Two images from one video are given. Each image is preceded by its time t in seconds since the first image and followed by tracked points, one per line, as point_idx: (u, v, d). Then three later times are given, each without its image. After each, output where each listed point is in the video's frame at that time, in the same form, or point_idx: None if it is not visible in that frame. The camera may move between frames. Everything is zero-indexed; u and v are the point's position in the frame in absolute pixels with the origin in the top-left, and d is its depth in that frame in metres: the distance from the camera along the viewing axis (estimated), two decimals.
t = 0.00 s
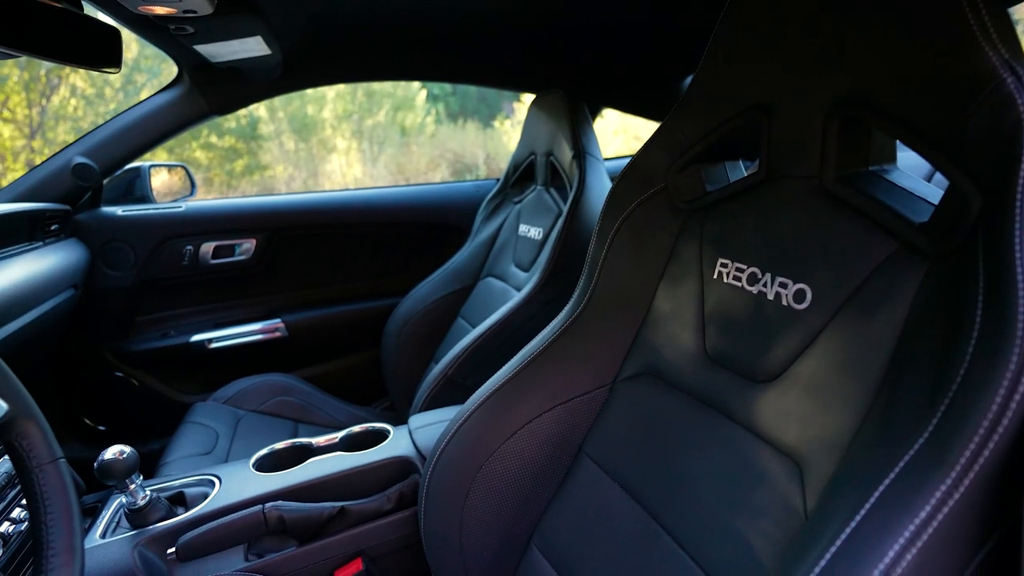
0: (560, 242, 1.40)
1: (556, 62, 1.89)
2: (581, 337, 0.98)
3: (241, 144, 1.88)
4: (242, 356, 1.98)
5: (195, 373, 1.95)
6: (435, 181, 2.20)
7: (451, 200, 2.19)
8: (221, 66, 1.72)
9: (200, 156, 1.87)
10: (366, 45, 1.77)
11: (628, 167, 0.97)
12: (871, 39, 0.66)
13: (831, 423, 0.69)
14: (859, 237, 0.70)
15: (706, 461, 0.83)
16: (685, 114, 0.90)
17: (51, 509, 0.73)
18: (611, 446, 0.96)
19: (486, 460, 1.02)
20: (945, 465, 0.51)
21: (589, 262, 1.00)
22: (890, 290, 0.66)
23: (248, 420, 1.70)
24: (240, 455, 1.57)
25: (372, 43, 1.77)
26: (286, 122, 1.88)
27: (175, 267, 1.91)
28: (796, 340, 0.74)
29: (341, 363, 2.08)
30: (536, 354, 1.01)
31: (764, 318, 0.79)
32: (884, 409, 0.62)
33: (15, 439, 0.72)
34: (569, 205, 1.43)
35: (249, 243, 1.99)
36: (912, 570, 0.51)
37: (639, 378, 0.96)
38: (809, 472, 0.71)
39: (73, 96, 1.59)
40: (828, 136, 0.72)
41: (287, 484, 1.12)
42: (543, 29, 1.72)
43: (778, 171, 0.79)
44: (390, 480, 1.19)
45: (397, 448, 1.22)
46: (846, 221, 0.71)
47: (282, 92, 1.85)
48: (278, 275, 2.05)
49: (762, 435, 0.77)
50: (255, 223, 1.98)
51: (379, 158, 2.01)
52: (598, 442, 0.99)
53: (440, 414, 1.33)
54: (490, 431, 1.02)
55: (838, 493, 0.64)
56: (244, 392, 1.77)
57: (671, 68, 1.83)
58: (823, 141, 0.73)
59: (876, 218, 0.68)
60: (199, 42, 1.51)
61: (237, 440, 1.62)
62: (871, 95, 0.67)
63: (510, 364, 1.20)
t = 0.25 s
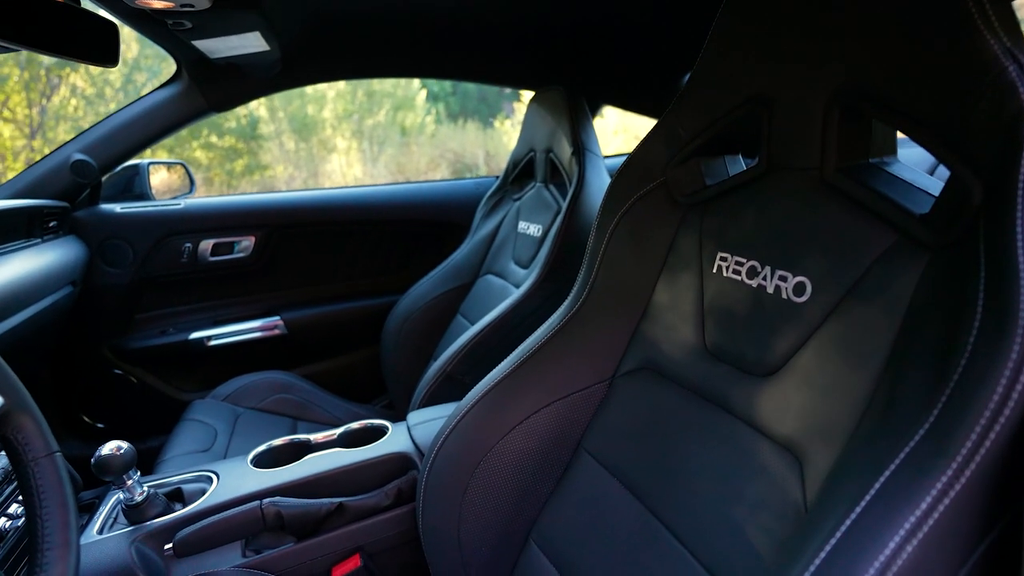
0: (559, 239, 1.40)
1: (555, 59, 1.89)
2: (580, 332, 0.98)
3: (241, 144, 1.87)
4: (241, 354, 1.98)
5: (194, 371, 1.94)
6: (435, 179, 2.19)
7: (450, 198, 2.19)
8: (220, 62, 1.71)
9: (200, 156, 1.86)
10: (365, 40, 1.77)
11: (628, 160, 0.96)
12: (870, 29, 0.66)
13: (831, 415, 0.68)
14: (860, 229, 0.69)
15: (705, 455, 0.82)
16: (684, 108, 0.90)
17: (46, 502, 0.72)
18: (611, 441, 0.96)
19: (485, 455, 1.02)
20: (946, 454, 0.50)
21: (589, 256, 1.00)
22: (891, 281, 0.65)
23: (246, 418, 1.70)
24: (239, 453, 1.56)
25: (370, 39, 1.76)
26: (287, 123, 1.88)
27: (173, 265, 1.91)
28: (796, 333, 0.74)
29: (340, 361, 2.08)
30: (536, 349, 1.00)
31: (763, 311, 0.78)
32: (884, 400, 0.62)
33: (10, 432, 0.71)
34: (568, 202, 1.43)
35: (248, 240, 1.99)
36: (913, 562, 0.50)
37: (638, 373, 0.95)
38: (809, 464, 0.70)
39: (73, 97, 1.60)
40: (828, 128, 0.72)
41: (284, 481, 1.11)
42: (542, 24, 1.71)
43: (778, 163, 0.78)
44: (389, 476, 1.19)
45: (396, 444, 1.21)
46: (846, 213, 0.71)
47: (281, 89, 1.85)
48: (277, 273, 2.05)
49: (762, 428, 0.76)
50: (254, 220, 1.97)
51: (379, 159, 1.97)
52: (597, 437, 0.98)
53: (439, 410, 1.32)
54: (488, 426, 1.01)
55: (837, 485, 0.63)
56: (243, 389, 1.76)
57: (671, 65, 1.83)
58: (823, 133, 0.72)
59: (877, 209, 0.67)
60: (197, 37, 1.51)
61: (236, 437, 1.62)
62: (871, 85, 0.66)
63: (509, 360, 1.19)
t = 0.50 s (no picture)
0: (558, 234, 1.40)
1: (555, 55, 1.89)
2: (579, 325, 0.98)
3: (242, 143, 1.87)
4: (240, 350, 1.98)
5: (192, 368, 1.94)
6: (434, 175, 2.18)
7: (450, 194, 2.19)
8: (218, 58, 1.72)
9: (200, 156, 1.87)
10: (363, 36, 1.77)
11: (624, 155, 0.95)
12: (869, 18, 0.66)
13: (830, 406, 0.68)
14: (859, 219, 0.69)
15: (704, 447, 0.82)
16: (683, 101, 0.89)
17: (41, 492, 0.72)
18: (610, 434, 0.95)
19: (483, 449, 1.01)
20: (945, 442, 0.49)
21: (588, 249, 0.99)
22: (890, 271, 0.65)
23: (245, 414, 1.70)
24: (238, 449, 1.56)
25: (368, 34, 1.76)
26: (287, 122, 1.88)
27: (172, 261, 1.90)
28: (795, 324, 0.73)
29: (340, 357, 2.08)
30: (534, 342, 1.00)
31: (762, 303, 0.78)
32: (883, 390, 0.61)
33: (5, 423, 0.71)
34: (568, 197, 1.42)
35: (247, 237, 1.98)
36: (913, 550, 0.49)
37: (637, 366, 0.95)
38: (809, 454, 0.69)
39: (74, 96, 1.61)
40: (827, 119, 0.72)
41: (282, 476, 1.11)
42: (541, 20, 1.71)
43: (777, 154, 0.78)
44: (388, 471, 1.18)
45: (394, 439, 1.21)
46: (845, 204, 0.70)
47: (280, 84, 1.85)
48: (276, 270, 2.04)
49: (760, 420, 0.76)
50: (253, 217, 1.97)
51: (379, 158, 2.00)
52: (595, 430, 0.98)
53: (438, 406, 1.32)
54: (486, 420, 1.01)
55: (835, 475, 0.63)
56: (242, 386, 1.76)
57: (670, 61, 1.82)
58: (822, 124, 0.72)
59: (876, 199, 0.67)
60: (195, 32, 1.51)
61: (235, 433, 1.61)
62: (870, 75, 0.66)
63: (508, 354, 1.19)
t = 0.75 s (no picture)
0: (557, 230, 1.40)
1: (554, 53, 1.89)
2: (578, 319, 0.97)
3: (241, 143, 1.87)
4: (239, 347, 1.98)
5: (191, 364, 1.94)
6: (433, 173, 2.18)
7: (448, 192, 2.19)
8: (218, 55, 1.72)
9: (200, 155, 1.87)
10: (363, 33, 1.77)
11: (623, 148, 0.95)
12: (867, 7, 0.65)
13: (828, 397, 0.68)
14: (858, 210, 0.69)
15: (702, 440, 0.81)
16: (682, 94, 0.89)
17: (38, 484, 0.71)
18: (608, 427, 0.95)
19: (481, 443, 1.01)
20: (943, 429, 0.49)
21: (586, 243, 0.99)
22: (890, 260, 0.65)
23: (244, 411, 1.70)
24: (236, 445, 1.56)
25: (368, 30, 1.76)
26: (287, 122, 1.89)
27: (171, 258, 1.90)
28: (795, 315, 0.73)
29: (339, 355, 2.08)
30: (533, 336, 0.99)
31: (760, 294, 0.77)
32: (881, 378, 0.61)
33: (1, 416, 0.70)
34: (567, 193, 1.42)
35: (246, 234, 1.98)
36: (909, 538, 0.49)
37: (635, 360, 0.95)
38: (807, 445, 0.69)
39: (74, 96, 1.61)
40: (825, 110, 0.71)
41: (280, 470, 1.11)
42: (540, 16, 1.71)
43: (775, 146, 0.78)
44: (386, 466, 1.18)
45: (392, 435, 1.21)
46: (843, 194, 0.70)
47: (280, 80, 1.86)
48: (275, 267, 2.04)
49: (758, 411, 0.75)
50: (252, 214, 1.97)
51: (379, 158, 2.04)
52: (593, 424, 0.97)
53: (436, 401, 1.32)
54: (484, 413, 1.01)
55: (831, 465, 0.62)
56: (241, 383, 1.76)
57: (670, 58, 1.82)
58: (820, 115, 0.72)
59: (874, 190, 0.67)
60: (194, 27, 1.51)
61: (233, 429, 1.61)
62: (868, 64, 0.66)
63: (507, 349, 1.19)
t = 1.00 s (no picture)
0: (556, 226, 1.40)
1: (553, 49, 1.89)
2: (576, 312, 0.97)
3: (243, 143, 1.87)
4: (239, 344, 1.98)
5: (191, 361, 1.94)
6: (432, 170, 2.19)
7: (448, 188, 2.19)
8: (217, 50, 1.73)
9: (201, 155, 1.88)
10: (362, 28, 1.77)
11: (621, 142, 0.95)
12: None
13: (825, 386, 0.68)
14: (855, 200, 0.69)
15: (699, 431, 0.81)
16: (679, 87, 0.89)
17: (36, 474, 0.71)
18: (605, 420, 0.95)
19: (478, 436, 1.01)
20: (939, 414, 0.49)
21: (584, 236, 0.99)
22: (886, 249, 0.65)
23: (244, 408, 1.70)
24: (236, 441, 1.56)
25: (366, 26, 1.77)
26: (288, 121, 1.89)
27: (171, 255, 1.90)
28: (792, 306, 0.73)
29: (338, 352, 2.08)
30: (531, 329, 0.99)
31: (757, 286, 0.78)
32: (877, 366, 0.61)
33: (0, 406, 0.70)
34: (566, 189, 1.42)
35: (246, 230, 1.98)
36: (903, 524, 0.48)
37: (633, 353, 0.94)
38: (803, 436, 0.69)
39: (76, 96, 1.62)
40: (822, 100, 0.71)
41: (278, 464, 1.11)
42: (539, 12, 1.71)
43: (772, 137, 0.78)
44: (385, 460, 1.18)
45: (391, 429, 1.21)
46: (840, 184, 0.70)
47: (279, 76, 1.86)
48: (274, 264, 2.04)
49: (756, 402, 0.75)
50: (252, 211, 1.97)
51: (380, 157, 2.02)
52: (591, 417, 0.97)
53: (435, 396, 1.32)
54: (482, 407, 1.00)
55: (828, 453, 0.62)
56: (240, 379, 1.76)
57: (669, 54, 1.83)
58: (817, 106, 0.72)
59: (871, 179, 0.67)
60: (194, 22, 1.52)
61: (233, 425, 1.61)
62: (864, 54, 0.66)
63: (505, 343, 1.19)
